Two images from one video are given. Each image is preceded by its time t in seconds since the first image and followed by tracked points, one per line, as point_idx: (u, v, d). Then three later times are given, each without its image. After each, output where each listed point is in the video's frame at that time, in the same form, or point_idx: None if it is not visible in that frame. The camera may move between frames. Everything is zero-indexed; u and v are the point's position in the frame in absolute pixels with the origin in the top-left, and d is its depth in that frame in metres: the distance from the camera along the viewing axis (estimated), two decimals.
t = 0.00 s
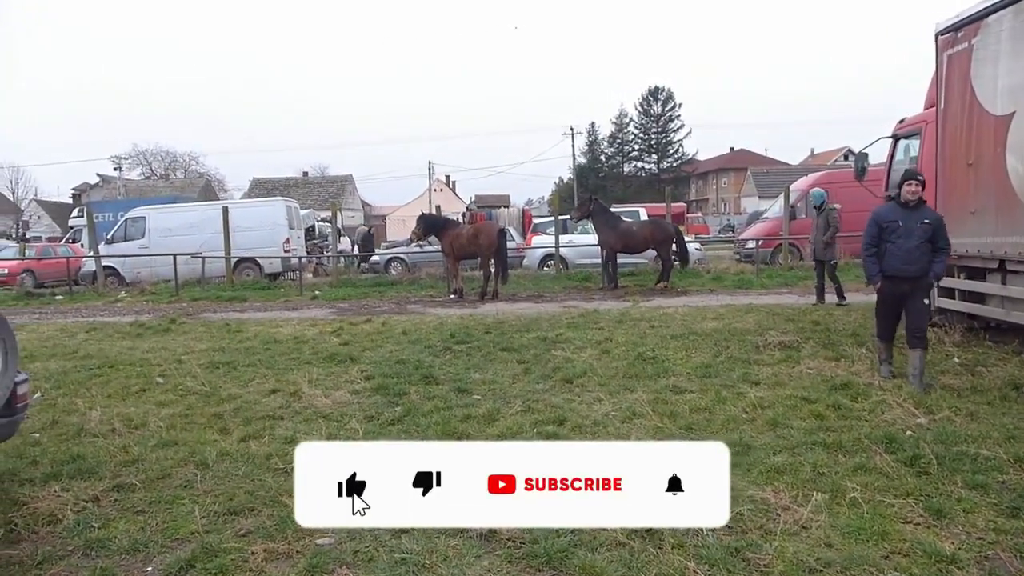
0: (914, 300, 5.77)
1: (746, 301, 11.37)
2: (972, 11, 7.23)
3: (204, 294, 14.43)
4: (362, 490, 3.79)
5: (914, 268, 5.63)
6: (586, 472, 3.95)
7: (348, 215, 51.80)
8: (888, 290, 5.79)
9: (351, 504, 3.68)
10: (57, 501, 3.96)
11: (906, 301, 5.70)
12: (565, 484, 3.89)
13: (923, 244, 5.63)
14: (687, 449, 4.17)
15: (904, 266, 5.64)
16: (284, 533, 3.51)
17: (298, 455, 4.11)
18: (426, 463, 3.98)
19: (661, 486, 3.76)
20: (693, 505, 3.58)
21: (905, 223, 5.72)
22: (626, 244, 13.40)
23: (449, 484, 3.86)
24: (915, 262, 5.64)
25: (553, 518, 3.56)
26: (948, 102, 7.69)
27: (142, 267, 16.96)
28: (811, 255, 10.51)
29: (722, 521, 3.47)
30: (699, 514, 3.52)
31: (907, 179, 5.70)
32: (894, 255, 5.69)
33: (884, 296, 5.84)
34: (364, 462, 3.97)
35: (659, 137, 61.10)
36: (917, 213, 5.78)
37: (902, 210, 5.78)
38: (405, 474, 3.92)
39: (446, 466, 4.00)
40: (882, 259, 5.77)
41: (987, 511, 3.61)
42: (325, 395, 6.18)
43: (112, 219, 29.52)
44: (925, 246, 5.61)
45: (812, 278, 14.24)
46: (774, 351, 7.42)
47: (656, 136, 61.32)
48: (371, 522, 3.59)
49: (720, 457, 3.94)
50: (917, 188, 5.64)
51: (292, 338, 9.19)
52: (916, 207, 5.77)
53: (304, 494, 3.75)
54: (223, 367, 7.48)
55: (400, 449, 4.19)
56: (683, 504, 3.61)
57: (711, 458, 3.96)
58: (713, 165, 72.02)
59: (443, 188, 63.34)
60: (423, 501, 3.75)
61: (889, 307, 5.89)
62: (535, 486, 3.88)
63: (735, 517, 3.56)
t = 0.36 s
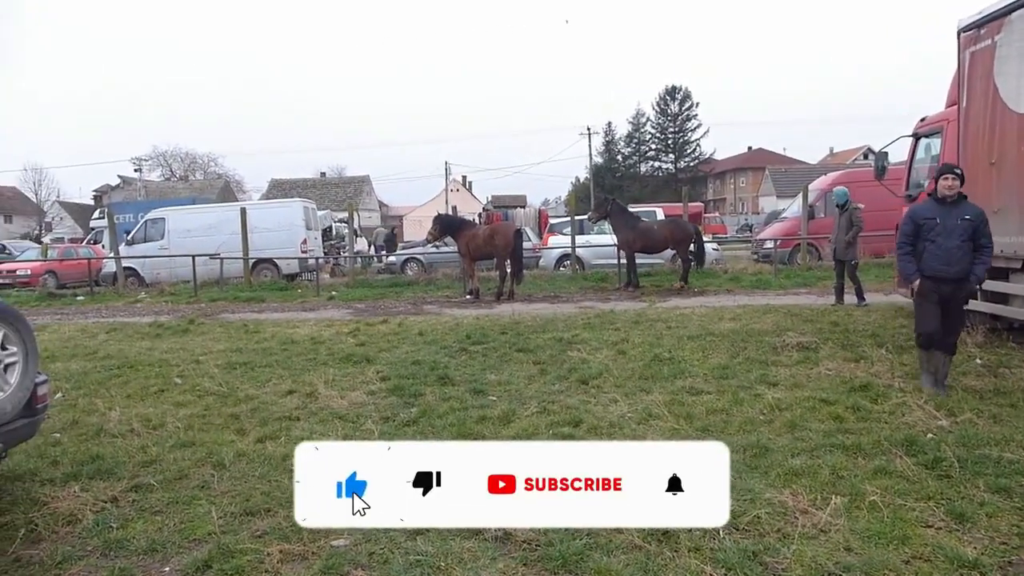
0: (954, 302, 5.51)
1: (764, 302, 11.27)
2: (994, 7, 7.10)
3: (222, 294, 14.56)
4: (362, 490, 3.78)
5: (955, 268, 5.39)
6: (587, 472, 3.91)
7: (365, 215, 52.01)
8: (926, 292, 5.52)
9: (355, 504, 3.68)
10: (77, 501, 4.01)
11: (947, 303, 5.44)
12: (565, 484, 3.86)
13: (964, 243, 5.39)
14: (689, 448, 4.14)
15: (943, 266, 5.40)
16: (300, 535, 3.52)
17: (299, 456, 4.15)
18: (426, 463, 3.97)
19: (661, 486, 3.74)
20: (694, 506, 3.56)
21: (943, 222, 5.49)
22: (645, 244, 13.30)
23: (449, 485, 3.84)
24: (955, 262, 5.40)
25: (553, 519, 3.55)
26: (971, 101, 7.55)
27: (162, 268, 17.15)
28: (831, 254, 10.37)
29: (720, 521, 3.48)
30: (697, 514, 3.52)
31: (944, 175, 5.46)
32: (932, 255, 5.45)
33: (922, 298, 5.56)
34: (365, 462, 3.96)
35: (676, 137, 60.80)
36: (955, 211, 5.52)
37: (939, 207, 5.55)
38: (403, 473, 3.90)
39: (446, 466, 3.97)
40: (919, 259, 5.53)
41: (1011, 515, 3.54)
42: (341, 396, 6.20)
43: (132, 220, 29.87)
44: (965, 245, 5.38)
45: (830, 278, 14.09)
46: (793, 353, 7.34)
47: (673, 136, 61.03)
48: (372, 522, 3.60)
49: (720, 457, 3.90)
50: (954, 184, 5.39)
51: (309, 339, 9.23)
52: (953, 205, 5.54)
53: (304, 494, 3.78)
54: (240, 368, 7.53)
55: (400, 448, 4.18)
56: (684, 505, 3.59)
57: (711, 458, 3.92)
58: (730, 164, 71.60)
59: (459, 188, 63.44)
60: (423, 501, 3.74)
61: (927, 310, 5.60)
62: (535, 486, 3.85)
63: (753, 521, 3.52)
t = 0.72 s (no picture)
0: (988, 310, 5.03)
1: (769, 299, 11.23)
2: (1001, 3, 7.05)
3: (226, 293, 14.56)
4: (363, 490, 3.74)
5: (991, 273, 4.89)
6: (587, 472, 3.88)
7: (368, 214, 51.96)
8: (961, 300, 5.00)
9: (355, 504, 3.65)
10: (79, 499, 3.99)
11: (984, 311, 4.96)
12: (565, 484, 3.82)
13: (997, 244, 4.92)
14: (688, 447, 4.08)
15: (980, 271, 4.89)
16: (304, 533, 3.50)
17: (298, 455, 4.07)
18: (426, 463, 3.92)
19: (661, 486, 3.69)
20: (693, 506, 3.51)
21: (972, 222, 4.99)
22: (652, 242, 13.22)
23: (449, 485, 3.80)
24: (990, 266, 4.90)
25: (552, 518, 3.52)
26: (978, 97, 7.49)
27: (166, 267, 17.18)
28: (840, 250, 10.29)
29: (721, 521, 3.43)
30: (697, 514, 3.48)
31: (966, 172, 4.97)
32: (967, 260, 4.92)
33: (958, 308, 5.03)
34: (365, 460, 3.91)
35: (680, 135, 60.71)
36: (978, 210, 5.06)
37: (963, 207, 5.04)
38: (404, 473, 3.85)
39: (446, 466, 3.92)
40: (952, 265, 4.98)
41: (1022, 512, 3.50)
42: (345, 394, 6.17)
43: (137, 219, 29.92)
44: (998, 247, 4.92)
45: (836, 276, 14.04)
46: (799, 350, 7.30)
47: (677, 134, 60.93)
48: (371, 521, 3.58)
49: (719, 457, 3.83)
50: (977, 180, 4.92)
51: (313, 337, 9.22)
52: (976, 203, 5.06)
53: (304, 493, 3.73)
54: (244, 366, 7.52)
55: (400, 447, 4.13)
56: (684, 505, 3.54)
57: (710, 457, 3.85)
58: (734, 162, 71.45)
59: (463, 187, 63.45)
60: (423, 501, 3.70)
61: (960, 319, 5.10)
62: (536, 486, 3.81)
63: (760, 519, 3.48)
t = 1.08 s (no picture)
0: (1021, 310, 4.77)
1: (770, 298, 11.10)
2: None
3: (221, 292, 14.41)
4: (362, 490, 3.67)
5: None
6: (587, 472, 3.80)
7: (367, 213, 51.85)
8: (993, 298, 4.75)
9: (354, 505, 3.58)
10: (59, 505, 3.85)
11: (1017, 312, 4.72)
12: (565, 484, 3.74)
13: None
14: (687, 446, 4.02)
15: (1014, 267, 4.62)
16: (291, 541, 3.36)
17: (299, 454, 4.02)
18: (426, 463, 3.85)
19: (661, 486, 3.62)
20: (694, 507, 3.43)
21: (1006, 214, 4.73)
22: (655, 241, 13.07)
23: (449, 485, 3.72)
24: None
25: (551, 520, 3.43)
26: (983, 91, 7.36)
27: (161, 266, 17.03)
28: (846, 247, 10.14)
29: (722, 520, 3.35)
30: (697, 513, 3.40)
31: (998, 160, 4.71)
32: (1000, 256, 4.66)
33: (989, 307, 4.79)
34: (366, 459, 3.85)
35: (679, 133, 60.62)
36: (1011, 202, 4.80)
37: (996, 198, 4.79)
38: (404, 474, 3.78)
39: (447, 466, 3.86)
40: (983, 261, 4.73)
41: None
42: (338, 395, 6.04)
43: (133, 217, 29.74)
44: None
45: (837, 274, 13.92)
46: (801, 349, 7.17)
47: (676, 133, 60.84)
48: (367, 524, 3.49)
49: (719, 456, 3.78)
50: (1009, 170, 4.66)
51: (308, 336, 9.09)
52: (1009, 194, 4.80)
53: (303, 492, 3.65)
54: (236, 366, 7.38)
55: (397, 447, 4.05)
56: (684, 505, 3.47)
57: (710, 457, 3.80)
58: (733, 161, 71.38)
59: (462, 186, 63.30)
60: (423, 502, 3.62)
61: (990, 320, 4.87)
62: (536, 486, 3.73)
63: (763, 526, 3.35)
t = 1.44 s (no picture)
0: None
1: (776, 296, 10.85)
2: None
3: (216, 290, 14.15)
4: (361, 492, 3.45)
5: None
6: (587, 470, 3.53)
7: (365, 211, 51.56)
8: None
9: (353, 510, 3.38)
10: (30, 517, 3.60)
11: None
12: (566, 483, 3.47)
13: None
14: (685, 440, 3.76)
15: None
16: (276, 558, 3.12)
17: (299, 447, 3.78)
18: (426, 461, 3.59)
19: (661, 486, 3.40)
20: (692, 506, 3.27)
21: None
22: (662, 238, 12.83)
23: (450, 485, 3.50)
24: None
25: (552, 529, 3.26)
26: (999, 82, 7.12)
27: (156, 264, 16.75)
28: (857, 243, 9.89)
29: (721, 520, 3.23)
30: (695, 515, 3.24)
31: None
32: None
33: None
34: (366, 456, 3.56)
35: (679, 131, 60.37)
36: None
37: None
38: (403, 473, 3.53)
39: (447, 464, 3.60)
40: None
41: None
42: (331, 397, 5.79)
43: (128, 215, 29.42)
44: None
45: (842, 272, 13.67)
46: (811, 349, 6.92)
47: (676, 130, 60.59)
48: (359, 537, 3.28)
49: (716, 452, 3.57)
50: None
51: (302, 336, 8.84)
52: None
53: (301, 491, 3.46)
54: (227, 367, 7.12)
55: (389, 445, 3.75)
56: (683, 508, 3.29)
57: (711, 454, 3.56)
58: (733, 159, 71.14)
59: (461, 184, 63.00)
60: (423, 504, 3.41)
61: None
62: (537, 486, 3.48)
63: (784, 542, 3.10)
